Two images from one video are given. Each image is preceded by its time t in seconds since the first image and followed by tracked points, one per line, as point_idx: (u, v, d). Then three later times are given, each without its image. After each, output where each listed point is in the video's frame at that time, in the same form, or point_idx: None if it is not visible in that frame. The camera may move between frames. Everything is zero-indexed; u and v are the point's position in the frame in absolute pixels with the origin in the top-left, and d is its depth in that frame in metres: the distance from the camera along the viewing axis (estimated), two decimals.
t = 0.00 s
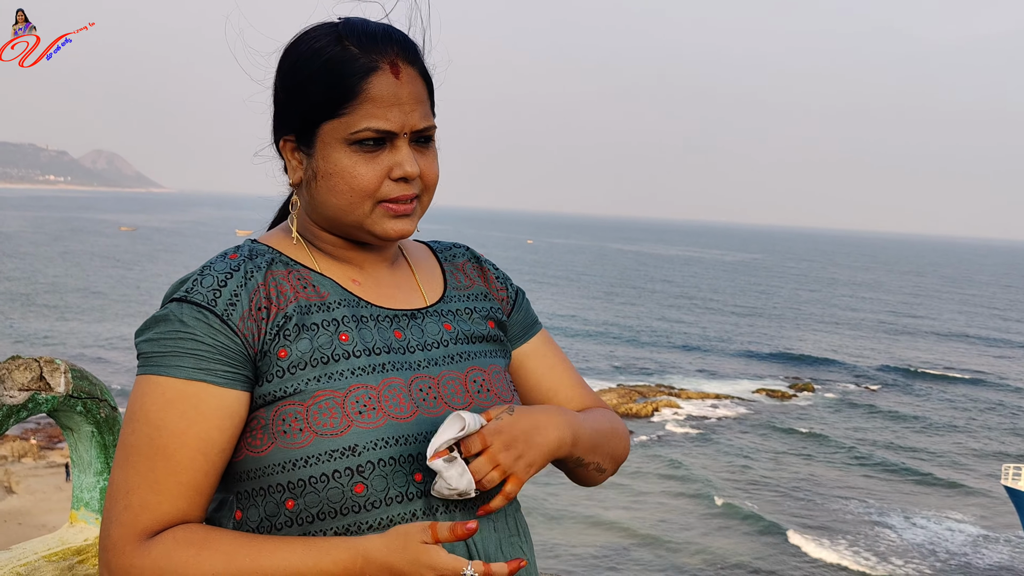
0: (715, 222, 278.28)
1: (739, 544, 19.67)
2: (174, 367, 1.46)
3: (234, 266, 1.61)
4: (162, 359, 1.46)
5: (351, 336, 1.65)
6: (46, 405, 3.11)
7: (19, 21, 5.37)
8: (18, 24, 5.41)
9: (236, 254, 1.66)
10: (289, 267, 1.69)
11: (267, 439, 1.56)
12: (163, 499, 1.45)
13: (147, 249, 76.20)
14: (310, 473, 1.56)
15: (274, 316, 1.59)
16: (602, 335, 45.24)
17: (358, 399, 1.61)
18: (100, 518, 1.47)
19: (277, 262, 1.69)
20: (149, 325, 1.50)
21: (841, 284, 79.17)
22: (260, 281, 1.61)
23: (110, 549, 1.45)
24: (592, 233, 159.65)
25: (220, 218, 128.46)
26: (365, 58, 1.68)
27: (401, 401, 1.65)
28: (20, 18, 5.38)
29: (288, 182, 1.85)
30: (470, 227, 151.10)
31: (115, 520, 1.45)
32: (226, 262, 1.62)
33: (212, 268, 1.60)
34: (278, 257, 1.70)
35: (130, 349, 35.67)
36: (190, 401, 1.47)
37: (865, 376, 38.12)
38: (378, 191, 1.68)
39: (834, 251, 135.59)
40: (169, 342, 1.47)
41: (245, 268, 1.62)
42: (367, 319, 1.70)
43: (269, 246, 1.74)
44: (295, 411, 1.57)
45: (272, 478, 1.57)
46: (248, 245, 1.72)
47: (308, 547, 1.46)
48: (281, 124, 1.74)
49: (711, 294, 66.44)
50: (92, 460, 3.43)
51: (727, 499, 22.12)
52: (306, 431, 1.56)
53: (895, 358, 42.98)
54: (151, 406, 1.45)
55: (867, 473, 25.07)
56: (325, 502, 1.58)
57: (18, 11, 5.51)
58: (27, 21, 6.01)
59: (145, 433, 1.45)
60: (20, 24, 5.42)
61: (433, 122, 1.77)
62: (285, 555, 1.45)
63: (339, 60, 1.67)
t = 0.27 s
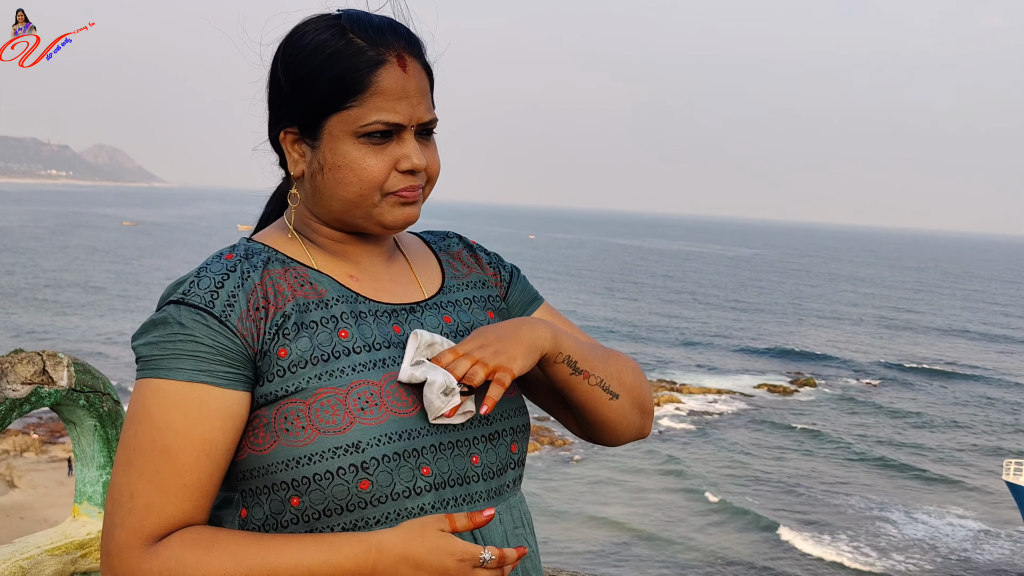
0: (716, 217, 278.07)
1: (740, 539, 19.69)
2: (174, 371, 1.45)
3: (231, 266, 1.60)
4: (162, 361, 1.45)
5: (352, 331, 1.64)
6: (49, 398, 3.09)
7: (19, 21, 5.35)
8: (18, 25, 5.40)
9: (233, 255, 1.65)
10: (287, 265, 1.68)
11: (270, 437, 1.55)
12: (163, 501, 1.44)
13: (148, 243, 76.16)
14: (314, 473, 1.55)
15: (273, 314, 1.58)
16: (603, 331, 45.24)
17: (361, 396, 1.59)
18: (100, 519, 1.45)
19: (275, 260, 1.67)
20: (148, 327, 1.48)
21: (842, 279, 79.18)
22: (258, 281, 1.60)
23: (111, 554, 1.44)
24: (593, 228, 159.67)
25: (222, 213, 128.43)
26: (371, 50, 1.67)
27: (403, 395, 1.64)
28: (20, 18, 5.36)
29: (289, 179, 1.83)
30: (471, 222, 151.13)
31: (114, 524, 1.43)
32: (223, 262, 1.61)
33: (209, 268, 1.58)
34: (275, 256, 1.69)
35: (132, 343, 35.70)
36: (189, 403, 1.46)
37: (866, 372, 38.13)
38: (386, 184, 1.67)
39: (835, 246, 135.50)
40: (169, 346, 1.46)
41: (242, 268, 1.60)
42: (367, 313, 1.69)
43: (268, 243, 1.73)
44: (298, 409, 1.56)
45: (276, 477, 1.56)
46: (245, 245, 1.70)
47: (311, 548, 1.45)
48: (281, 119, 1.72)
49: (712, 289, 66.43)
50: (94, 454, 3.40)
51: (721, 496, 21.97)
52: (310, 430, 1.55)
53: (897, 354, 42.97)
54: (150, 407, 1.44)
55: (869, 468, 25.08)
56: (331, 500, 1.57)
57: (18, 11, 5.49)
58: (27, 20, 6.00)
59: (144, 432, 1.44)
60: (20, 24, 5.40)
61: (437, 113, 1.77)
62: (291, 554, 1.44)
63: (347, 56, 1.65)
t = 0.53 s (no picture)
0: (717, 214, 277.94)
1: (740, 536, 19.72)
2: (160, 372, 1.47)
3: (222, 268, 1.60)
4: (148, 362, 1.47)
5: (345, 335, 1.64)
6: (50, 396, 3.08)
7: (19, 21, 5.35)
8: (18, 25, 5.40)
9: (225, 256, 1.65)
10: (280, 267, 1.67)
11: (259, 440, 1.56)
12: (146, 502, 1.46)
13: (149, 241, 76.17)
14: (301, 475, 1.56)
15: (262, 321, 1.58)
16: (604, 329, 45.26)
17: (350, 400, 1.59)
18: (88, 519, 1.48)
19: (267, 263, 1.68)
20: (138, 328, 1.50)
21: (843, 278, 79.17)
22: (247, 284, 1.60)
23: (95, 556, 1.45)
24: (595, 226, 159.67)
25: (223, 210, 128.38)
26: (356, 40, 1.67)
27: (396, 399, 1.63)
28: (20, 18, 5.36)
29: (282, 179, 1.84)
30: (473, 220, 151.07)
31: (99, 525, 1.45)
32: (215, 262, 1.61)
33: (198, 269, 1.59)
34: (268, 257, 1.69)
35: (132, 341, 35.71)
36: (173, 405, 1.47)
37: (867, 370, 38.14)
38: (378, 173, 1.66)
39: (836, 244, 135.41)
40: (153, 345, 1.48)
41: (233, 270, 1.61)
42: (362, 316, 1.68)
43: (260, 245, 1.74)
44: (287, 413, 1.57)
45: (264, 479, 1.57)
46: (237, 245, 1.71)
47: (295, 552, 1.45)
48: (273, 116, 1.72)
49: (713, 287, 66.48)
50: (95, 451, 3.39)
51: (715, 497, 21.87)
52: (297, 434, 1.56)
53: (897, 352, 42.99)
54: (137, 408, 1.46)
55: (869, 466, 25.09)
56: (316, 505, 1.58)
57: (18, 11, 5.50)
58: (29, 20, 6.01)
59: (131, 433, 1.46)
60: (21, 23, 5.39)
61: (423, 98, 1.75)
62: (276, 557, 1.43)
63: (329, 47, 1.65)
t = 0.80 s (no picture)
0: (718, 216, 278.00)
1: (740, 538, 19.74)
2: (174, 376, 1.46)
3: (233, 272, 1.60)
4: (161, 369, 1.46)
5: (356, 337, 1.64)
6: (51, 398, 3.07)
7: (19, 20, 5.36)
8: (18, 24, 5.40)
9: (235, 260, 1.65)
10: (290, 271, 1.68)
11: (274, 442, 1.57)
12: (161, 507, 1.44)
13: (149, 243, 76.20)
14: (318, 477, 1.56)
15: (276, 323, 1.58)
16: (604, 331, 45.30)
17: (365, 402, 1.61)
18: (98, 528, 1.46)
19: (277, 267, 1.67)
20: (146, 334, 1.50)
21: (843, 279, 79.28)
22: (260, 287, 1.60)
23: (108, 559, 1.44)
24: (594, 228, 159.77)
25: (224, 212, 128.44)
26: (353, 40, 1.69)
27: (408, 399, 1.65)
28: (20, 18, 5.38)
29: (287, 182, 1.84)
30: (473, 221, 151.14)
31: (111, 530, 1.43)
32: (225, 268, 1.61)
33: (210, 274, 1.58)
34: (278, 262, 1.69)
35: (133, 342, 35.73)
36: (187, 411, 1.46)
37: (867, 371, 38.18)
38: (374, 173, 1.67)
39: (837, 245, 135.52)
40: (165, 351, 1.47)
41: (244, 274, 1.61)
42: (372, 319, 1.69)
43: (268, 249, 1.74)
44: (302, 414, 1.57)
45: (278, 482, 1.57)
46: (245, 249, 1.71)
47: (311, 549, 1.44)
48: (275, 117, 1.73)
49: (713, 288, 66.55)
50: (95, 453, 3.38)
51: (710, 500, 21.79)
52: (313, 435, 1.56)
53: (897, 354, 43.05)
54: (148, 415, 1.44)
55: (870, 467, 25.12)
56: (332, 507, 1.58)
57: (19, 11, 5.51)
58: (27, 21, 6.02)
59: (141, 440, 1.45)
60: (20, 23, 5.41)
61: (421, 95, 1.76)
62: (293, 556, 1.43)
63: (329, 48, 1.66)
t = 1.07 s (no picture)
0: (720, 219, 278.05)
1: (742, 540, 19.72)
2: (178, 385, 1.46)
3: (232, 278, 1.59)
4: (165, 377, 1.46)
5: (358, 343, 1.65)
6: (53, 403, 3.00)
7: (18, 20, 5.36)
8: (18, 25, 5.42)
9: (234, 265, 1.64)
10: (290, 277, 1.67)
11: (277, 449, 1.57)
12: (171, 511, 1.44)
13: (151, 247, 76.30)
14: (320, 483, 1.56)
15: (277, 328, 1.58)
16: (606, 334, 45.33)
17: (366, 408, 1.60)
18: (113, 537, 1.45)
19: (277, 272, 1.67)
20: (147, 341, 1.49)
21: (845, 282, 79.26)
22: (260, 293, 1.59)
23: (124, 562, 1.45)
24: (596, 231, 159.85)
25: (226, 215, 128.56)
26: (322, 47, 1.69)
27: (412, 406, 1.65)
28: (19, 19, 5.39)
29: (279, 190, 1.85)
30: (474, 224, 151.28)
31: (125, 532, 1.45)
32: (224, 273, 1.60)
33: (209, 280, 1.57)
34: (278, 268, 1.69)
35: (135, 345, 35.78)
36: (193, 419, 1.46)
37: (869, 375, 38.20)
38: (337, 175, 1.67)
39: (838, 249, 135.48)
40: (170, 359, 1.47)
41: (244, 279, 1.60)
42: (373, 324, 1.69)
43: (267, 253, 1.73)
44: (305, 421, 1.57)
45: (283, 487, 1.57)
46: (246, 253, 1.70)
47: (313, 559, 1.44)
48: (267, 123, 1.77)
49: (715, 292, 66.58)
50: (98, 459, 3.31)
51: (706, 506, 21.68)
52: (317, 442, 1.57)
53: (899, 357, 43.03)
54: (153, 420, 1.45)
55: (872, 470, 25.13)
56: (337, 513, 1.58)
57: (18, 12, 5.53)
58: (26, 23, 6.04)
59: (148, 450, 1.45)
60: (20, 24, 5.41)
61: (395, 97, 1.75)
62: (287, 557, 1.43)
63: (294, 53, 1.70)
